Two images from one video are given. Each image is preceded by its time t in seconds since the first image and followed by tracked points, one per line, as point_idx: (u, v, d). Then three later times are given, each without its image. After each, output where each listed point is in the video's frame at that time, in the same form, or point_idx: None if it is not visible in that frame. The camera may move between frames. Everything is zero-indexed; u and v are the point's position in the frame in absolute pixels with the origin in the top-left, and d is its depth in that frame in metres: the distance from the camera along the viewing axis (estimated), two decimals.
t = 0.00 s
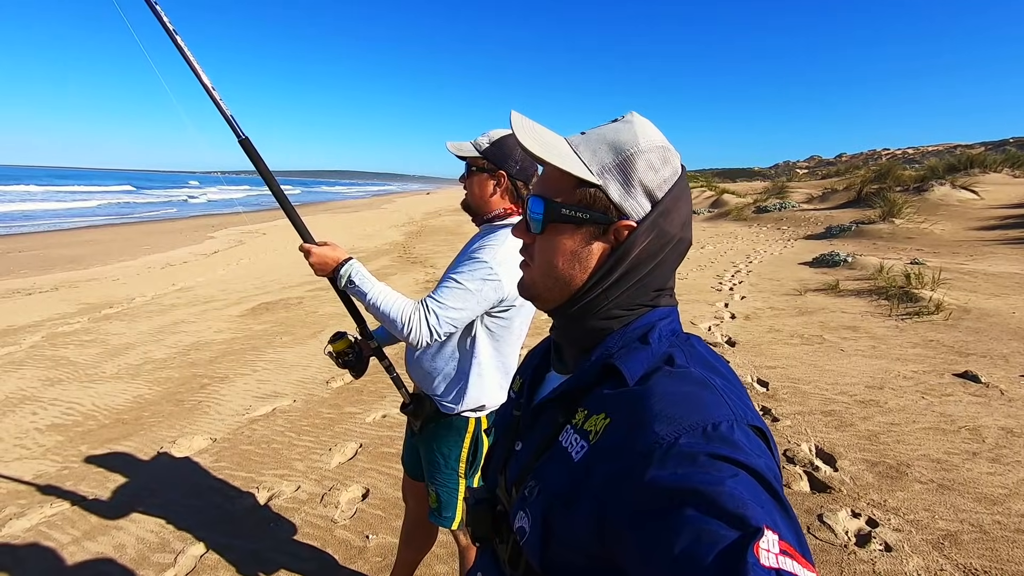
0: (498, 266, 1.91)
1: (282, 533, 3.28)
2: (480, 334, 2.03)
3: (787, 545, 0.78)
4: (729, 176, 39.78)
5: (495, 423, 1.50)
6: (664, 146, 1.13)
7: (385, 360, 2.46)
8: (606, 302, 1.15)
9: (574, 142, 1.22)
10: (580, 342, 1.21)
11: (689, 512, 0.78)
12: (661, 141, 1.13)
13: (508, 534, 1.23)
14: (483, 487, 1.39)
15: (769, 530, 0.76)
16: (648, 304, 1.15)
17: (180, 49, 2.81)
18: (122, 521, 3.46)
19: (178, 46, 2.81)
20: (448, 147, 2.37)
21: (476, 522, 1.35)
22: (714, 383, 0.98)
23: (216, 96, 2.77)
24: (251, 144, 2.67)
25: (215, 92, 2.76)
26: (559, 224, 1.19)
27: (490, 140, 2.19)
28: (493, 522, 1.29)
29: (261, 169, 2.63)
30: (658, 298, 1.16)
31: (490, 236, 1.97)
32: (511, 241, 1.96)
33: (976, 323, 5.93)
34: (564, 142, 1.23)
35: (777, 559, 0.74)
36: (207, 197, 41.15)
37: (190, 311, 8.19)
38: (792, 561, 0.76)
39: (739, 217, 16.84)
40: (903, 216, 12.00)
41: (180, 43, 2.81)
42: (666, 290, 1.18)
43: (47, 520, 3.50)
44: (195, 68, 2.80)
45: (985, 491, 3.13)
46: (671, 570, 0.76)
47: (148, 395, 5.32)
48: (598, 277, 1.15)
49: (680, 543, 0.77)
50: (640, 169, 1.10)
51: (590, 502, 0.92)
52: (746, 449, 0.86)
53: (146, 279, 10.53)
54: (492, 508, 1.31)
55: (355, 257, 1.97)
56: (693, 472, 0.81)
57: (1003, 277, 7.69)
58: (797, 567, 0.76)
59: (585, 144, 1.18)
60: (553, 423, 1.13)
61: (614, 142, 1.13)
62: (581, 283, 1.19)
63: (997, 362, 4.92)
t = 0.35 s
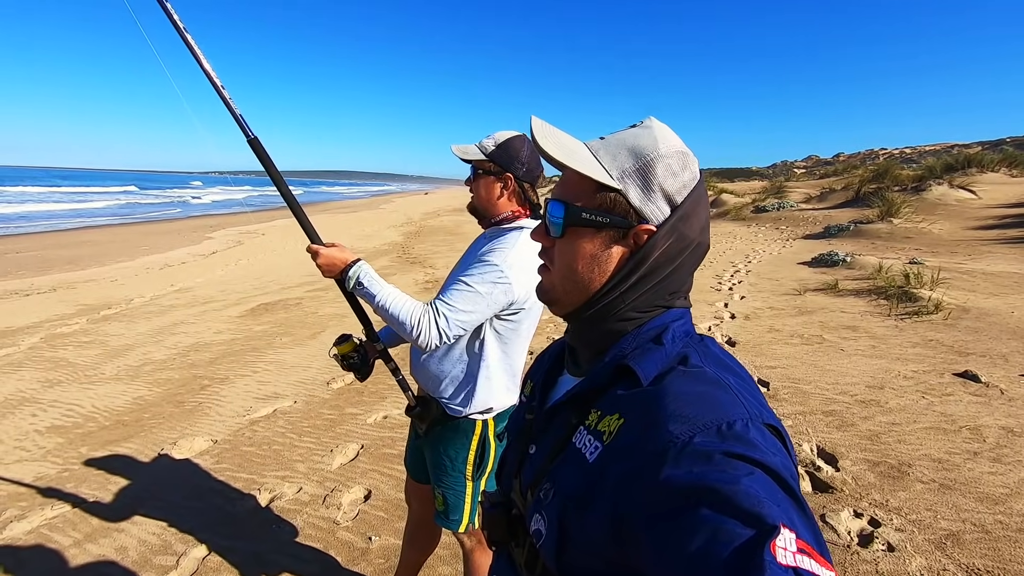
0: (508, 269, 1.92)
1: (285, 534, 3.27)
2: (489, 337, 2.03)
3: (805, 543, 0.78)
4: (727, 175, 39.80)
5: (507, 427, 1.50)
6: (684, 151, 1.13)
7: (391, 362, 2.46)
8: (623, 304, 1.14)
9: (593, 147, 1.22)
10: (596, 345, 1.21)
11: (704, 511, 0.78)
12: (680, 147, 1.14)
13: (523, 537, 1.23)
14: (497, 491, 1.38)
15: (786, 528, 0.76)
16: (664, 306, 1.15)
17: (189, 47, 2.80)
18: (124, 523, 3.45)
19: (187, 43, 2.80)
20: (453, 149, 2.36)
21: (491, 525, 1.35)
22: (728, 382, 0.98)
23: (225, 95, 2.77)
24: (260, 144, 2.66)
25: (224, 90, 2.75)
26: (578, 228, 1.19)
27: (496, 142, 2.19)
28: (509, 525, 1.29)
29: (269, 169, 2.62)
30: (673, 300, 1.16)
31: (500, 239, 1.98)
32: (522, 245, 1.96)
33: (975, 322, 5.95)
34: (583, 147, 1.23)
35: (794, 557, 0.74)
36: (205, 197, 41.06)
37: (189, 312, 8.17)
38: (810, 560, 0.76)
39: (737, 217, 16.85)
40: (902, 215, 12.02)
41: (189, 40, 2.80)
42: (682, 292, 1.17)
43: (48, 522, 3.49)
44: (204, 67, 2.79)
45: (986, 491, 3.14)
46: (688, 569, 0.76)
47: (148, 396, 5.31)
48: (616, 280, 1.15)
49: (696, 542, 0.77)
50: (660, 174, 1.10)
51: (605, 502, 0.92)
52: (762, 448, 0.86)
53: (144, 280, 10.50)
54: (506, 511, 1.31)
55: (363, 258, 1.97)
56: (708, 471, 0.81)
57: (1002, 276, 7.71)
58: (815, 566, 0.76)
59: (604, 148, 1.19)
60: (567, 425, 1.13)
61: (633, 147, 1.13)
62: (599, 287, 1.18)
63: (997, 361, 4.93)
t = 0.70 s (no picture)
0: (510, 273, 1.90)
1: (279, 534, 3.25)
2: (490, 341, 2.01)
3: (815, 563, 0.77)
4: (721, 172, 39.87)
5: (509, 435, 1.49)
6: (695, 163, 1.12)
7: (389, 365, 2.44)
8: (632, 316, 1.13)
9: (603, 155, 1.20)
10: (602, 356, 1.19)
11: (713, 527, 0.77)
12: (692, 158, 1.12)
13: (525, 548, 1.22)
14: (498, 500, 1.37)
15: (796, 547, 0.75)
16: (672, 318, 1.13)
17: (184, 42, 2.76)
18: (116, 523, 3.42)
19: (182, 39, 2.76)
20: (455, 150, 2.34)
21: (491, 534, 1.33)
22: (737, 396, 0.97)
23: (222, 92, 2.72)
24: (256, 142, 2.62)
25: (219, 87, 2.71)
26: (588, 239, 1.17)
27: (499, 143, 2.17)
28: (510, 535, 1.27)
29: (266, 169, 2.59)
30: (681, 311, 1.14)
31: (502, 243, 1.96)
32: (523, 249, 1.95)
33: (967, 322, 5.99)
34: (593, 155, 1.21)
35: None
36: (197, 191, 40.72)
37: (181, 308, 8.10)
38: None
39: (731, 214, 16.89)
40: (894, 214, 12.08)
41: (184, 35, 2.76)
42: (691, 304, 1.16)
43: (38, 522, 3.45)
44: (199, 63, 2.75)
45: (979, 491, 3.16)
46: None
47: (140, 393, 5.26)
48: (626, 292, 1.13)
49: (705, 558, 0.76)
50: (671, 185, 1.09)
51: (611, 516, 0.91)
52: (772, 464, 0.85)
53: (135, 274, 10.40)
54: (508, 521, 1.29)
55: (361, 261, 1.94)
56: (718, 487, 0.80)
57: (993, 275, 7.77)
58: None
59: (614, 157, 1.17)
60: (571, 435, 1.12)
61: (645, 158, 1.12)
62: (608, 299, 1.17)
63: (989, 361, 4.96)
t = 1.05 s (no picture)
0: (502, 265, 1.90)
1: (272, 529, 3.25)
2: (482, 334, 2.01)
3: (805, 551, 0.77)
4: (715, 167, 39.93)
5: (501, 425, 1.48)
6: (688, 153, 1.12)
7: (380, 358, 2.42)
8: (626, 306, 1.13)
9: (596, 146, 1.20)
10: (596, 347, 1.19)
11: (705, 515, 0.77)
12: (685, 148, 1.12)
13: (517, 536, 1.21)
14: (489, 489, 1.36)
15: (787, 535, 0.75)
16: (666, 308, 1.13)
17: (171, 33, 2.72)
18: (107, 518, 3.40)
19: (169, 29, 2.72)
20: (448, 142, 2.33)
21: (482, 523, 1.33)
22: (730, 387, 0.97)
23: (210, 83, 2.70)
24: (245, 133, 2.60)
25: (207, 78, 2.68)
26: (582, 231, 1.17)
27: (492, 135, 2.16)
28: (501, 524, 1.27)
29: (254, 160, 2.57)
30: (675, 302, 1.14)
31: (494, 235, 1.96)
32: (516, 242, 1.94)
33: (958, 316, 6.03)
34: (586, 146, 1.21)
35: (795, 564, 0.73)
36: (189, 185, 40.42)
37: (173, 303, 8.05)
38: (810, 567, 0.76)
39: (726, 209, 16.92)
40: (887, 209, 12.14)
41: (172, 26, 2.73)
42: (684, 294, 1.16)
43: (29, 517, 3.43)
44: (187, 53, 2.72)
45: (968, 483, 3.19)
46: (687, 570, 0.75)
47: (131, 388, 5.23)
48: (621, 283, 1.13)
49: (696, 546, 0.76)
50: (665, 175, 1.09)
51: (604, 503, 0.91)
52: (764, 453, 0.85)
53: (126, 269, 10.31)
54: (499, 510, 1.29)
55: (351, 252, 1.93)
56: (710, 475, 0.80)
57: (984, 270, 7.82)
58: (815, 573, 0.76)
59: (607, 148, 1.17)
60: (564, 423, 1.12)
61: (639, 148, 1.12)
62: (603, 290, 1.17)
63: (979, 355, 5.00)
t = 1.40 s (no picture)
0: (497, 261, 1.90)
1: (268, 526, 3.24)
2: (477, 330, 2.01)
3: (799, 541, 0.77)
4: (713, 167, 39.98)
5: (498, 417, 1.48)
6: (682, 146, 1.12)
7: (377, 353, 2.42)
8: (622, 299, 1.13)
9: (589, 140, 1.20)
10: (592, 340, 1.19)
11: (699, 506, 0.78)
12: (678, 140, 1.12)
13: (514, 528, 1.22)
14: (487, 481, 1.37)
15: (780, 525, 0.75)
16: (662, 301, 1.13)
17: (165, 30, 2.72)
18: (103, 516, 3.39)
19: (164, 26, 2.72)
20: (444, 137, 2.32)
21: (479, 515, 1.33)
22: (725, 379, 0.97)
23: (204, 79, 2.69)
24: (239, 128, 2.59)
25: (202, 74, 2.68)
26: (576, 226, 1.17)
27: (489, 130, 2.15)
28: (498, 516, 1.27)
29: (249, 155, 2.56)
30: (670, 295, 1.14)
31: (489, 231, 1.96)
32: (511, 237, 1.95)
33: (953, 315, 6.05)
34: (579, 140, 1.20)
35: (788, 554, 0.74)
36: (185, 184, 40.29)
37: (170, 301, 8.03)
38: (803, 558, 0.76)
39: (723, 208, 16.96)
40: (883, 209, 12.17)
41: (166, 23, 2.72)
42: (679, 287, 1.16)
43: (24, 514, 3.42)
44: (182, 50, 2.71)
45: (962, 480, 3.20)
46: (681, 560, 0.76)
47: (127, 386, 5.21)
48: (614, 278, 1.13)
49: (690, 537, 0.76)
50: (658, 169, 1.08)
51: (599, 495, 0.91)
52: (759, 445, 0.86)
53: (122, 267, 10.26)
54: (496, 502, 1.29)
55: (346, 247, 1.93)
56: (705, 467, 0.80)
57: (980, 269, 7.85)
58: (809, 563, 0.76)
59: (600, 142, 1.16)
60: (561, 416, 1.12)
61: (632, 142, 1.12)
62: (598, 284, 1.17)
63: (974, 353, 5.02)
